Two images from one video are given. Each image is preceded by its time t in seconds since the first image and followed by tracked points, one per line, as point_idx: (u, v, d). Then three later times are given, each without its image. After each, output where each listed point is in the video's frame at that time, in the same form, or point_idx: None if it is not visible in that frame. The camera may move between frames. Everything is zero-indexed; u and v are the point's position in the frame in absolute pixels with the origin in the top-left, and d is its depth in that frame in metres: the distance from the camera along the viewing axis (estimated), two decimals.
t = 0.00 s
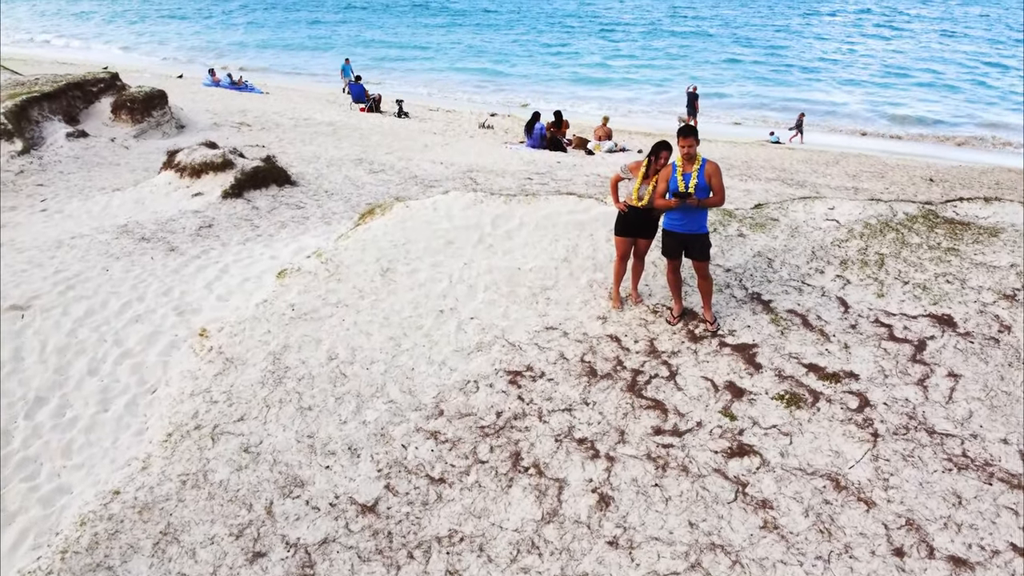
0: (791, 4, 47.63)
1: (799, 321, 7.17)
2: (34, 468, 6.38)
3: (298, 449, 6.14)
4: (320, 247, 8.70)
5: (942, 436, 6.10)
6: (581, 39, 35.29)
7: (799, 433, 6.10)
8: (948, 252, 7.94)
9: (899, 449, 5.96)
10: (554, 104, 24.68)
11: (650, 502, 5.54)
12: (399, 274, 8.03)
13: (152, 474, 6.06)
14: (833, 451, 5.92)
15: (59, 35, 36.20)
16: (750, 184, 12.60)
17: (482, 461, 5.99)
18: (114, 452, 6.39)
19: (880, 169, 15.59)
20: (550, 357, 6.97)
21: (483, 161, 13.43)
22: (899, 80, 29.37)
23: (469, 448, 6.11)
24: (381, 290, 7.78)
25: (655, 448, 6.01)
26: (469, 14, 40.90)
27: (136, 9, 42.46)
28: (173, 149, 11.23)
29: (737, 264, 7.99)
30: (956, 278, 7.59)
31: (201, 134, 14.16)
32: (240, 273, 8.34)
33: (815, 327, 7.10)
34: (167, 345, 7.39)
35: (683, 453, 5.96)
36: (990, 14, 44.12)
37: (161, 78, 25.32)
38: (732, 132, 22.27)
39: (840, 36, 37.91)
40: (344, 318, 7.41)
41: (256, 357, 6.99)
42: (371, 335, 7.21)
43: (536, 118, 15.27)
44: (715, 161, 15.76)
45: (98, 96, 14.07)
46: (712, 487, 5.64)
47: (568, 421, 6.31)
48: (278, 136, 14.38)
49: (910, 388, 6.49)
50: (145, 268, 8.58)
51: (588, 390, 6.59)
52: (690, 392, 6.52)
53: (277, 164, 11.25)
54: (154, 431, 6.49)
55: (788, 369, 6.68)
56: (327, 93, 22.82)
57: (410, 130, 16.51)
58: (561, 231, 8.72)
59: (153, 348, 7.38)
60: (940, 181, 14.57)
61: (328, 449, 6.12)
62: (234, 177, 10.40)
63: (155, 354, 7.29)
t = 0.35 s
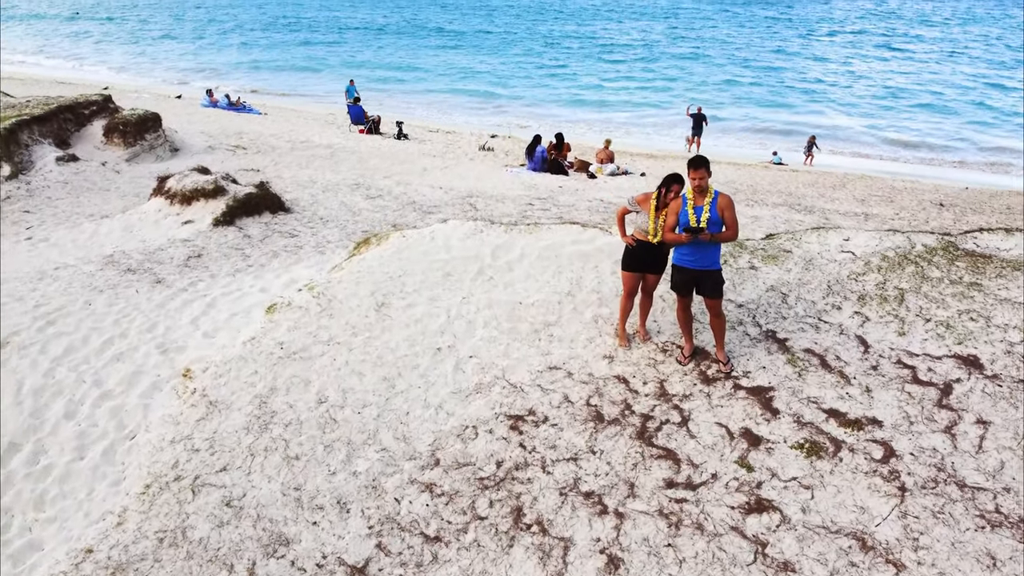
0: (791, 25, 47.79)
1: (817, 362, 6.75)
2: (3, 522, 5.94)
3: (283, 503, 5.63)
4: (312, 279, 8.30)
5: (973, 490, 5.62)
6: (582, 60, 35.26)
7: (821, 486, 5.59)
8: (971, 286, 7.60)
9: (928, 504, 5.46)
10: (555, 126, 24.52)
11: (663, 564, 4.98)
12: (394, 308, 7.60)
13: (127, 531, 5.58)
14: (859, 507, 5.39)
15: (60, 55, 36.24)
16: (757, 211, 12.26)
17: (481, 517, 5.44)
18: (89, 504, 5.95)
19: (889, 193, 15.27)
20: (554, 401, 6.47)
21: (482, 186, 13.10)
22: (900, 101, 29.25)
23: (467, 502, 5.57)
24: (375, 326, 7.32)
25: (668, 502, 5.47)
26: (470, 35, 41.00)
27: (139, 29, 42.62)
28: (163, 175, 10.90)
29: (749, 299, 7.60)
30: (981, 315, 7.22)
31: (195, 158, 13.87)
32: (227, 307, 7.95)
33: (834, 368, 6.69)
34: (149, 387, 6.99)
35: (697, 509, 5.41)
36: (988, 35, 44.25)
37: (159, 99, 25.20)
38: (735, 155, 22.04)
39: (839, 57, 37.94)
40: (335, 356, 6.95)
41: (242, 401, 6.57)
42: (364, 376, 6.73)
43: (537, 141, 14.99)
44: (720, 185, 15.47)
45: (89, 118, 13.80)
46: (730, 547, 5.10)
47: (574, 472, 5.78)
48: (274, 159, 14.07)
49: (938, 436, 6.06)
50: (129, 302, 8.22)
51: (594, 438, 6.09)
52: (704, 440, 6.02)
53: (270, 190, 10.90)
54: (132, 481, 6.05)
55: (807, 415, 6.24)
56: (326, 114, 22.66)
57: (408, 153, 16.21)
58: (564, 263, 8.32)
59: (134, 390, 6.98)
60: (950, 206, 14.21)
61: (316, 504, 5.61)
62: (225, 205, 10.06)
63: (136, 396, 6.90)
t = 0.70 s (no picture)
0: (790, 45, 47.89)
1: (839, 406, 6.31)
2: None
3: (264, 565, 5.10)
4: (303, 313, 7.86)
5: (1012, 550, 5.09)
6: (584, 80, 35.19)
7: (849, 546, 5.05)
8: (997, 323, 7.22)
9: (965, 568, 4.91)
10: (556, 147, 24.31)
11: None
12: (389, 345, 7.12)
13: None
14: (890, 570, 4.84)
15: (60, 75, 36.25)
16: (766, 236, 11.87)
17: None
18: (58, 563, 5.46)
19: (899, 217, 14.89)
20: (558, 449, 5.96)
21: (483, 211, 12.74)
22: (900, 121, 29.11)
23: (464, 564, 5.02)
24: (369, 365, 6.84)
25: (684, 565, 4.94)
26: (471, 55, 41.04)
27: (140, 48, 42.73)
28: (153, 202, 10.56)
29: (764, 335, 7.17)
30: (1010, 355, 6.81)
31: (189, 181, 13.56)
32: (214, 344, 7.54)
33: (857, 414, 6.25)
34: (128, 432, 6.57)
35: (716, 573, 4.86)
36: (987, 55, 44.33)
37: (158, 120, 25.08)
38: (738, 177, 21.78)
39: (838, 77, 37.93)
40: (325, 399, 6.48)
41: (225, 449, 6.12)
42: (356, 421, 6.26)
43: (538, 163, 14.68)
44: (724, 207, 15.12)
45: (81, 141, 13.53)
46: None
47: (581, 530, 5.25)
48: (270, 183, 13.76)
49: (972, 489, 5.57)
50: (111, 338, 7.82)
51: (602, 491, 5.57)
52: (721, 493, 5.51)
53: (263, 216, 10.53)
54: (104, 538, 5.56)
55: (831, 466, 5.75)
56: (325, 135, 22.45)
57: (407, 176, 15.89)
58: (568, 296, 7.87)
59: (112, 435, 6.56)
60: (962, 231, 13.84)
61: (301, 565, 5.08)
62: (216, 232, 9.70)
63: (114, 443, 6.47)
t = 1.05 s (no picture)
0: (789, 64, 47.91)
1: (866, 455, 5.83)
2: None
3: None
4: (292, 349, 7.37)
5: None
6: (585, 99, 35.03)
7: None
8: None
9: None
10: (558, 169, 24.05)
11: None
12: (382, 385, 6.57)
13: None
14: None
15: (59, 94, 36.14)
16: (777, 263, 11.46)
17: None
18: None
19: (910, 242, 14.56)
20: (566, 503, 5.42)
21: (483, 236, 12.37)
22: (903, 140, 28.90)
23: None
24: (361, 408, 6.30)
25: None
26: (471, 74, 40.99)
27: (141, 68, 42.73)
28: (142, 228, 10.18)
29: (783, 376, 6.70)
30: None
31: (181, 205, 13.20)
32: (198, 384, 7.10)
33: (887, 464, 5.77)
34: (102, 483, 6.10)
35: None
36: (986, 74, 44.38)
37: (156, 140, 24.91)
38: (743, 199, 21.46)
39: (839, 96, 37.85)
40: (314, 447, 5.97)
41: (205, 503, 5.63)
42: (346, 471, 5.73)
43: (540, 187, 14.35)
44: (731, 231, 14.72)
45: (71, 164, 13.21)
46: None
47: None
48: (264, 207, 13.39)
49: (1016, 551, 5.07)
50: (90, 376, 7.40)
51: (614, 553, 5.03)
52: (744, 556, 4.98)
53: (256, 243, 10.11)
54: None
55: (862, 523, 5.23)
56: (323, 156, 22.16)
57: (406, 198, 15.53)
58: (574, 331, 7.23)
59: (86, 487, 6.09)
60: (976, 256, 13.47)
61: None
62: (205, 260, 9.30)
63: (87, 495, 6.00)
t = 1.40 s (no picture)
0: (788, 84, 47.98)
1: (898, 510, 5.34)
2: None
3: None
4: (279, 389, 6.89)
5: None
6: (585, 118, 34.88)
7: None
8: None
9: None
10: (559, 189, 23.78)
11: None
12: (373, 430, 6.04)
13: None
14: None
15: (58, 114, 36.00)
16: (788, 290, 11.04)
17: None
18: None
19: (921, 267, 14.23)
20: (573, 567, 4.88)
21: (483, 261, 11.98)
22: (905, 159, 28.70)
23: None
24: (350, 457, 5.79)
25: None
26: (471, 93, 40.92)
27: (141, 87, 42.70)
28: (128, 256, 9.79)
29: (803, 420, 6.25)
30: None
31: (172, 230, 12.84)
32: (179, 427, 6.65)
33: (920, 520, 5.27)
34: (70, 539, 5.59)
35: None
36: (984, 93, 44.45)
37: (152, 160, 24.68)
38: (746, 221, 21.23)
39: (839, 115, 37.80)
40: (299, 500, 5.45)
41: (178, 564, 5.10)
42: (333, 528, 5.19)
43: (541, 210, 13.98)
44: (738, 254, 14.33)
45: (59, 187, 12.87)
46: None
47: None
48: (258, 231, 13.01)
49: None
50: (66, 419, 6.95)
51: None
52: None
53: (246, 272, 9.70)
54: None
55: None
56: (321, 177, 21.89)
57: (404, 221, 15.17)
58: (581, 371, 6.64)
59: (52, 543, 5.59)
60: (991, 281, 13.11)
61: None
62: (192, 291, 8.89)
63: (53, 552, 5.49)
